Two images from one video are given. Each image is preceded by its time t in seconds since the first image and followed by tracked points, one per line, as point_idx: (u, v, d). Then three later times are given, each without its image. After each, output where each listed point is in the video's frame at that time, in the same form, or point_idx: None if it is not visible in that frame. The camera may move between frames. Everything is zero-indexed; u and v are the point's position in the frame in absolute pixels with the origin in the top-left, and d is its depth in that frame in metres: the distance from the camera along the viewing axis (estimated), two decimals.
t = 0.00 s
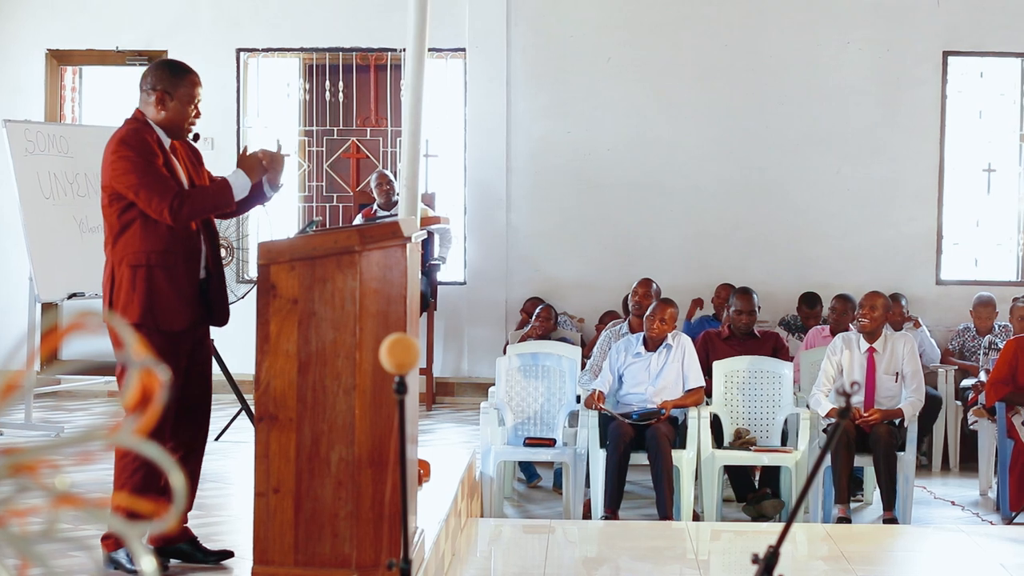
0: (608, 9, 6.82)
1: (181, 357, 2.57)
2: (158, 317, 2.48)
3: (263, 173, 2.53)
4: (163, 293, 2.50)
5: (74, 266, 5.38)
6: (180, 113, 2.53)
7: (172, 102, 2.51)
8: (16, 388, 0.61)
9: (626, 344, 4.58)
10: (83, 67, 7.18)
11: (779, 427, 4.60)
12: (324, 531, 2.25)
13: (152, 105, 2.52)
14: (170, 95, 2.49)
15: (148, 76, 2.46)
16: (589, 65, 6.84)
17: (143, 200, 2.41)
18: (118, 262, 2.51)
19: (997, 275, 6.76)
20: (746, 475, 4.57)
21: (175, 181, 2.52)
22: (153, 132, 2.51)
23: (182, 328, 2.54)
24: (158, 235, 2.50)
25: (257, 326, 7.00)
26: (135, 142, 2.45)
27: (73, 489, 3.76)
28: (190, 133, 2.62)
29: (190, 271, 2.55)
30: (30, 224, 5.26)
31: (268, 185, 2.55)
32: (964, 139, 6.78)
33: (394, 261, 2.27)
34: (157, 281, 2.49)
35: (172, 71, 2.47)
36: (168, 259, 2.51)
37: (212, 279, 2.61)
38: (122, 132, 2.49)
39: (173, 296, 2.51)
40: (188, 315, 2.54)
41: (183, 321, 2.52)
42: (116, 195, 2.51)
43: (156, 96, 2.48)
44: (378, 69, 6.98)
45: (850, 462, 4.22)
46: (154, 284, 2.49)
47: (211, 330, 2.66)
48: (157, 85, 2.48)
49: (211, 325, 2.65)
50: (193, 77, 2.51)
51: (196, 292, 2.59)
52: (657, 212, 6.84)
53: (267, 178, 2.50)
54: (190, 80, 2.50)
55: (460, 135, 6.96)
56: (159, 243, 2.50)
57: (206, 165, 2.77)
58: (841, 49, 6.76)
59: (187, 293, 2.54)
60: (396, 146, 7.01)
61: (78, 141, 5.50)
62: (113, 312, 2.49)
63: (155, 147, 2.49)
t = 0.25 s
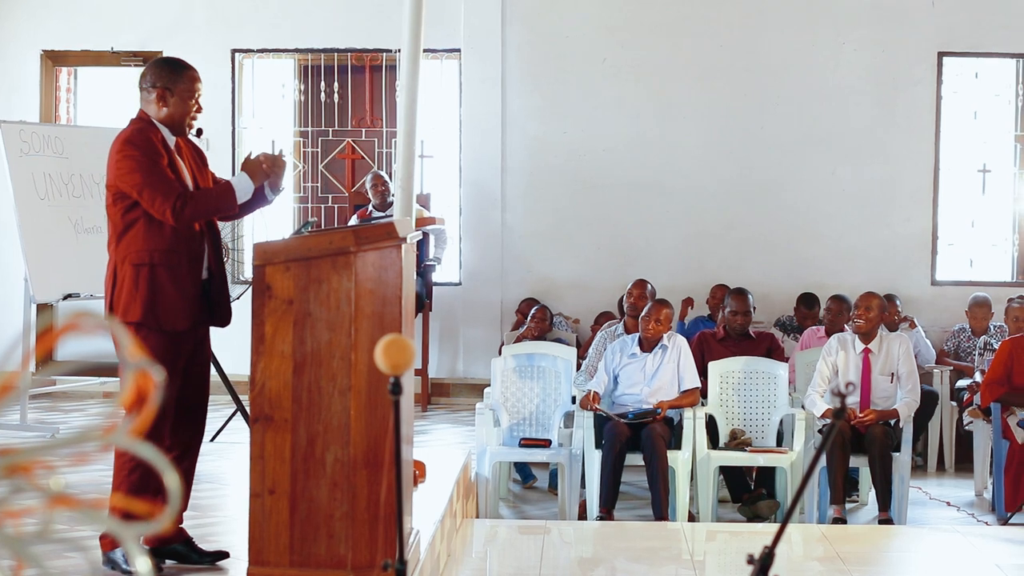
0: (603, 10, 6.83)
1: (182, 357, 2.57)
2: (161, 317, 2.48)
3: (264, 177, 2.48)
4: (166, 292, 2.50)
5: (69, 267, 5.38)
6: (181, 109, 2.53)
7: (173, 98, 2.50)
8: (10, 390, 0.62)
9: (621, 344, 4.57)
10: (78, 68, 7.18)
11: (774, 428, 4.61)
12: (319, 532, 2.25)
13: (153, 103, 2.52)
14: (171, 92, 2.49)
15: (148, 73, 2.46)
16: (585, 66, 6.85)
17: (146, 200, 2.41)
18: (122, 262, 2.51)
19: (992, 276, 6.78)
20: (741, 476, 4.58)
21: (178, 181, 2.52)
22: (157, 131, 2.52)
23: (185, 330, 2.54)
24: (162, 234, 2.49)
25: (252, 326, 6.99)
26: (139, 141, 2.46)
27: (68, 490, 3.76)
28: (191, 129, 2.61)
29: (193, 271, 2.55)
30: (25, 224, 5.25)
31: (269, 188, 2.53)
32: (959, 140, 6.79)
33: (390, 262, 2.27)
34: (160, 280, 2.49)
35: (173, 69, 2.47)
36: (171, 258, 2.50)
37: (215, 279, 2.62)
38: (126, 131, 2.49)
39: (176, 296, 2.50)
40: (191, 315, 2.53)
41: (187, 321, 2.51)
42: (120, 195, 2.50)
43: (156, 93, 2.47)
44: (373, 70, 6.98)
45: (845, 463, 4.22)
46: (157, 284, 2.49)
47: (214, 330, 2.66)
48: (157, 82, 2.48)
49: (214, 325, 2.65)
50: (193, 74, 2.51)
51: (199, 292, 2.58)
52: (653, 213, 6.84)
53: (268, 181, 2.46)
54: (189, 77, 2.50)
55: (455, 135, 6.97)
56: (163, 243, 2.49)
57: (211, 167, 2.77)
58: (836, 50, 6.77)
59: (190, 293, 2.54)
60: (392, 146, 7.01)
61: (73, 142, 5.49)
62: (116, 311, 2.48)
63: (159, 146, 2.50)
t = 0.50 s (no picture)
0: (603, 10, 6.82)
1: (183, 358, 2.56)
2: (163, 316, 2.48)
3: (272, 184, 2.47)
4: (168, 292, 2.49)
5: (70, 268, 5.38)
6: (190, 113, 2.52)
7: (182, 101, 2.50)
8: (10, 389, 0.62)
9: (621, 345, 4.58)
10: (78, 68, 7.18)
11: (774, 428, 4.61)
12: (319, 532, 2.25)
13: (162, 105, 2.51)
14: (180, 95, 2.48)
15: (159, 76, 2.46)
16: (585, 66, 6.85)
17: (150, 200, 2.40)
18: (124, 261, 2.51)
19: (992, 276, 6.78)
20: (741, 476, 4.58)
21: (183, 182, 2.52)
22: (163, 133, 2.52)
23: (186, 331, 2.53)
24: (165, 235, 2.49)
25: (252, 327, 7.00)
26: (145, 142, 2.46)
27: (68, 490, 3.76)
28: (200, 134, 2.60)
29: (196, 271, 2.55)
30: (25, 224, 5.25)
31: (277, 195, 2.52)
32: (959, 140, 6.79)
33: (390, 262, 2.27)
34: (162, 280, 2.49)
35: (183, 72, 2.47)
36: (174, 258, 2.50)
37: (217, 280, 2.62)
38: (132, 132, 2.49)
39: (178, 296, 2.50)
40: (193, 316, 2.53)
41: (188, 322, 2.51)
42: (124, 194, 2.51)
43: (165, 96, 2.47)
44: (373, 70, 6.98)
45: (845, 463, 4.22)
46: (159, 283, 2.49)
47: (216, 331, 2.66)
48: (168, 85, 2.47)
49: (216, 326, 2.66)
50: (202, 78, 2.50)
51: (200, 293, 2.58)
52: (653, 213, 6.84)
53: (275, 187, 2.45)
54: (199, 80, 2.49)
55: (455, 136, 6.97)
56: (165, 244, 2.49)
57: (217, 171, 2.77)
58: (836, 50, 6.77)
59: (192, 294, 2.53)
60: (392, 146, 7.01)
61: (73, 142, 5.49)
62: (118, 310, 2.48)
63: (165, 148, 2.50)
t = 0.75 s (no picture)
0: (602, 11, 6.83)
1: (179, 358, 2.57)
2: (164, 316, 2.48)
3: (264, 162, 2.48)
4: (169, 292, 2.50)
5: (68, 269, 5.38)
6: (177, 107, 2.53)
7: (167, 97, 2.51)
8: (8, 391, 0.62)
9: (619, 346, 4.59)
10: (77, 69, 7.18)
11: (773, 429, 4.61)
12: (318, 533, 2.25)
13: (151, 105, 2.52)
14: (162, 90, 2.50)
15: (137, 77, 2.49)
16: (583, 67, 6.85)
17: (147, 198, 2.40)
18: (125, 262, 2.51)
19: (990, 277, 6.78)
20: (740, 477, 4.58)
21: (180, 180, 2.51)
22: (157, 131, 2.52)
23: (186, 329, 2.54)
24: (164, 233, 2.49)
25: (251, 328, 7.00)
26: (141, 141, 2.45)
27: (67, 491, 3.76)
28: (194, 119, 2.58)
29: (197, 270, 2.55)
30: (24, 226, 5.25)
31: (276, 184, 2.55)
32: (957, 142, 6.80)
33: (388, 263, 2.26)
34: (163, 279, 2.49)
35: (160, 68, 2.49)
36: (174, 257, 2.50)
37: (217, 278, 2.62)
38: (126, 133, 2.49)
39: (178, 295, 2.50)
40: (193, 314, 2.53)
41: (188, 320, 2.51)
42: (122, 194, 2.50)
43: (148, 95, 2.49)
44: (372, 71, 6.98)
45: (844, 464, 4.22)
46: (160, 282, 2.49)
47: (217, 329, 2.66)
48: (150, 83, 2.49)
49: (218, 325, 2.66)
50: (180, 68, 2.51)
51: (201, 291, 2.58)
52: (651, 214, 6.85)
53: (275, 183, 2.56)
54: (180, 75, 2.51)
55: (453, 137, 6.97)
56: (165, 242, 2.49)
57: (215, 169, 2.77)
58: (834, 51, 6.77)
59: (192, 292, 2.53)
60: (390, 148, 7.02)
61: (71, 143, 5.49)
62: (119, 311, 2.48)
63: (161, 146, 2.49)
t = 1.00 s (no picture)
0: (606, 11, 6.82)
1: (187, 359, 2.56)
2: (168, 317, 2.49)
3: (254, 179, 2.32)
4: (171, 293, 2.50)
5: (74, 269, 5.38)
6: (166, 104, 2.53)
7: (153, 95, 2.51)
8: (15, 391, 0.62)
9: (625, 346, 4.59)
10: (82, 69, 7.18)
11: (779, 429, 4.60)
12: (324, 532, 2.24)
13: (141, 106, 2.52)
14: (147, 89, 2.50)
15: (124, 77, 2.50)
16: (588, 67, 6.85)
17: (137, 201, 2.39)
18: (124, 266, 2.52)
19: (996, 277, 6.77)
20: (746, 477, 4.57)
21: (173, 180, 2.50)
22: (148, 133, 2.51)
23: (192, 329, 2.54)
24: (162, 235, 2.49)
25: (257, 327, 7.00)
26: (129, 145, 2.45)
27: (73, 491, 3.76)
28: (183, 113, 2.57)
29: (199, 270, 2.55)
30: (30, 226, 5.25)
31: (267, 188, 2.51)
32: (963, 141, 6.79)
33: (394, 263, 2.26)
34: (163, 281, 2.50)
35: (141, 67, 2.49)
36: (174, 258, 2.51)
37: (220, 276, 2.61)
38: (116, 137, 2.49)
39: (180, 295, 2.50)
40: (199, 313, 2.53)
41: (194, 319, 2.51)
42: (117, 199, 2.51)
43: (135, 95, 2.50)
44: (377, 71, 6.98)
45: (850, 464, 4.21)
46: (161, 284, 2.49)
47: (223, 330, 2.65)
48: (136, 83, 2.50)
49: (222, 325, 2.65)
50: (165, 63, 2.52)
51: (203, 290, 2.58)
52: (656, 214, 6.84)
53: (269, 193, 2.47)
54: (166, 71, 2.51)
55: (458, 137, 6.96)
56: (164, 244, 2.49)
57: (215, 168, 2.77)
58: (840, 51, 6.76)
59: (194, 292, 2.53)
60: (395, 147, 7.01)
61: (77, 143, 5.49)
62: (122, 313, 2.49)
63: (151, 148, 2.48)
